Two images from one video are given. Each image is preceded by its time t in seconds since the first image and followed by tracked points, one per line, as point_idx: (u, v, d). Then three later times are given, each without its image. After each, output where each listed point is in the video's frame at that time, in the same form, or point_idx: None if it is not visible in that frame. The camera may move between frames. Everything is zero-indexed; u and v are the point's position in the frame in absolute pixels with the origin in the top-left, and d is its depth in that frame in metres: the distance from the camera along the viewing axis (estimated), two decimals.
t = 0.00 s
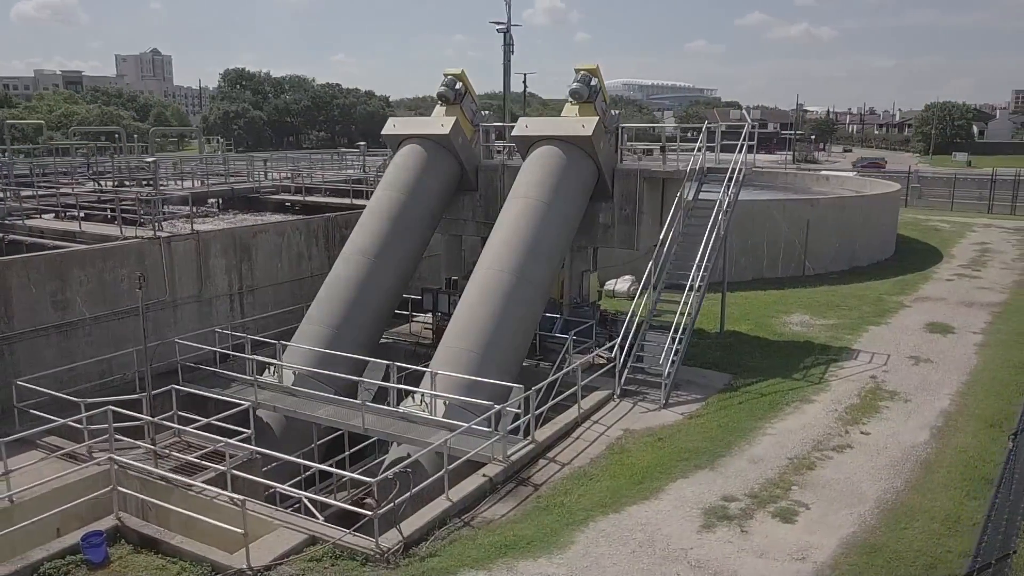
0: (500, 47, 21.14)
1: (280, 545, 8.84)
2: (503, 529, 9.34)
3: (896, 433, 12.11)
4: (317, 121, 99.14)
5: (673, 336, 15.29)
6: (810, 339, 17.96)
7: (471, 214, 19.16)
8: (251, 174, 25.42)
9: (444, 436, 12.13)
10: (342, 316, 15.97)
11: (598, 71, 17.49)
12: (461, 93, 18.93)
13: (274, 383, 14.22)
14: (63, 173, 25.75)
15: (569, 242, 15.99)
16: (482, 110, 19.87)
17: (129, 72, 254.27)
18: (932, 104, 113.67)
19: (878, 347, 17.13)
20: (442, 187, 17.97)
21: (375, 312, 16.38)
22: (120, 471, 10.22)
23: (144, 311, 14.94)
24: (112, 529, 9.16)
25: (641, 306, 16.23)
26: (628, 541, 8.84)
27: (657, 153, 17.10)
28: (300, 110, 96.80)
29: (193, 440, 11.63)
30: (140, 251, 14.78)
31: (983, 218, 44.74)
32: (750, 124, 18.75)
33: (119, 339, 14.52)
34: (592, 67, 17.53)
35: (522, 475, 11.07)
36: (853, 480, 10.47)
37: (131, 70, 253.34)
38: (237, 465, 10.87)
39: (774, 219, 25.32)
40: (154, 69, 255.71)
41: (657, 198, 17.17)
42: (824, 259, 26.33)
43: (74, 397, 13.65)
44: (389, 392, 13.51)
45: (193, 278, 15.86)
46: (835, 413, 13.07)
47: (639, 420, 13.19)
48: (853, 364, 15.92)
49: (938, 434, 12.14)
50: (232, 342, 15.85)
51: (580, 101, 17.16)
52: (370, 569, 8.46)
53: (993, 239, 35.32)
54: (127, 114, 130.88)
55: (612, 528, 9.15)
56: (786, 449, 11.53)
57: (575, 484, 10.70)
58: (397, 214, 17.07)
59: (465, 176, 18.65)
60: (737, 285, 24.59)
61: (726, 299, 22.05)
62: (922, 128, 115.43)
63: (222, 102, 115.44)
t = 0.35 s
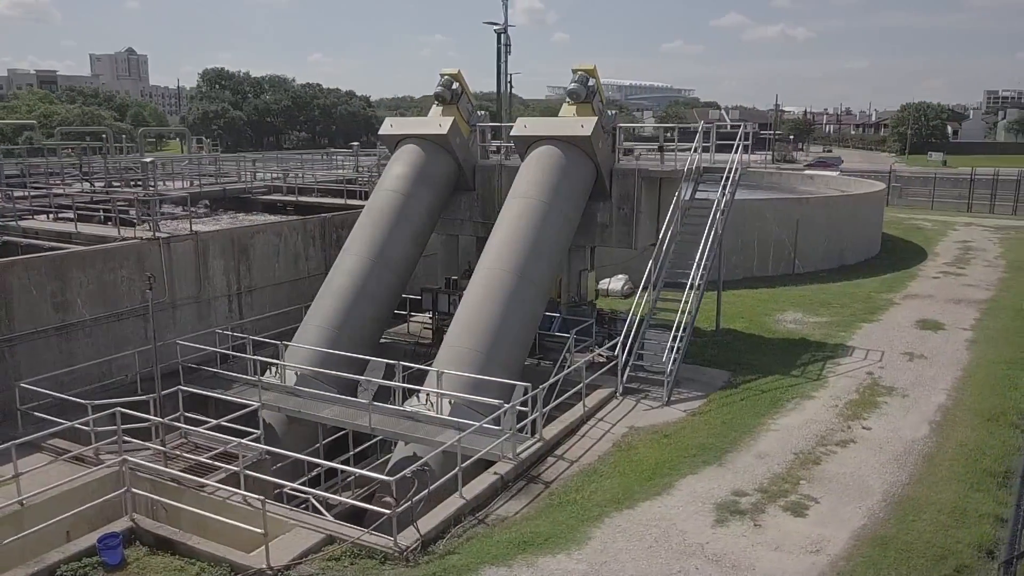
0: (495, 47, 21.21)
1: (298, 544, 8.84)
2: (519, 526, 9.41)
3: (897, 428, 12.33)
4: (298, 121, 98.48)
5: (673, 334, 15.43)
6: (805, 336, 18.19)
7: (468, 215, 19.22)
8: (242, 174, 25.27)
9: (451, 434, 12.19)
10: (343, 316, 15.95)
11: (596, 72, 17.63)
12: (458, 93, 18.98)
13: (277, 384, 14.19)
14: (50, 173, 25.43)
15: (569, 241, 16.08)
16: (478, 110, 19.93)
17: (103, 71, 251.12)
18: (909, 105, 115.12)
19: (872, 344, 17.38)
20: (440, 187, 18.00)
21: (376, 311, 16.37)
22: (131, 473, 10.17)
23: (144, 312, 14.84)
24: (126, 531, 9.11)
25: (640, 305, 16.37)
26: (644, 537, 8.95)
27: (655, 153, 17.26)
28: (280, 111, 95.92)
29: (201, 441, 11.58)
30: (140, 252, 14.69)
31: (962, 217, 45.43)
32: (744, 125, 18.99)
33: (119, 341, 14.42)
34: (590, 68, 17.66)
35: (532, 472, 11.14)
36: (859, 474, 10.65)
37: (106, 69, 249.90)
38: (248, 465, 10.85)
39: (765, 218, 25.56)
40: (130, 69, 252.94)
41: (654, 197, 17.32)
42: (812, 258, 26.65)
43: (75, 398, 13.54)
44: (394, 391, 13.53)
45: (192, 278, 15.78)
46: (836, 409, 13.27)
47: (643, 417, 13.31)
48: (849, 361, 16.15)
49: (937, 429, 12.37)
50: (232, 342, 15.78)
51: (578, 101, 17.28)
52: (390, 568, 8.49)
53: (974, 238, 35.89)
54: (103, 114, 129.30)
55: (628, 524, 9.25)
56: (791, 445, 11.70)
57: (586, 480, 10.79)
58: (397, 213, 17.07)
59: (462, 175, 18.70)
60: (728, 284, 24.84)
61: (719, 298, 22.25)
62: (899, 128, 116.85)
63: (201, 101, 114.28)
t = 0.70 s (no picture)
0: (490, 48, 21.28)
1: (316, 544, 8.85)
2: (534, 524, 9.48)
3: (898, 424, 12.54)
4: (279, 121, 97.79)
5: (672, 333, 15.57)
6: (800, 334, 18.41)
7: (465, 215, 19.29)
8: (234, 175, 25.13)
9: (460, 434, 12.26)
10: (344, 316, 15.93)
11: (594, 73, 17.74)
12: (455, 94, 19.01)
13: (281, 385, 14.17)
14: (39, 173, 25.16)
15: (569, 240, 16.19)
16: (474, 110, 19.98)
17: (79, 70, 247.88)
18: (886, 105, 116.47)
19: (866, 341, 17.63)
20: (438, 187, 18.04)
21: (376, 312, 16.37)
22: (143, 476, 10.14)
23: (144, 314, 14.75)
24: (142, 534, 9.09)
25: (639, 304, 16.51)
26: (659, 532, 9.05)
27: (652, 153, 17.40)
28: (260, 111, 95.02)
29: (210, 443, 11.55)
30: (140, 253, 14.60)
31: (944, 216, 46.08)
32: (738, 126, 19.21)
33: (120, 343, 14.32)
34: (587, 68, 17.77)
35: (542, 470, 11.21)
36: (865, 469, 10.84)
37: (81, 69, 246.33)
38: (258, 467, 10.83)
39: (755, 218, 25.83)
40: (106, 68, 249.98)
41: (651, 198, 17.48)
42: (801, 257, 26.96)
43: (76, 401, 13.44)
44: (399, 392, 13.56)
45: (191, 280, 15.70)
46: (836, 405, 13.47)
47: (647, 415, 13.44)
48: (845, 358, 16.37)
49: (936, 424, 12.59)
50: (233, 344, 15.73)
51: (576, 102, 17.38)
52: (409, 566, 8.52)
53: (956, 236, 36.44)
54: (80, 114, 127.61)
55: (642, 520, 9.36)
56: (795, 441, 11.87)
57: (596, 478, 10.88)
58: (396, 214, 17.08)
59: (460, 176, 18.75)
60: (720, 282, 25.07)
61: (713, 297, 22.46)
62: (877, 128, 118.25)
63: (180, 101, 113.29)
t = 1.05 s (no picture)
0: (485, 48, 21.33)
1: (335, 543, 8.86)
2: (550, 521, 9.57)
3: (898, 419, 12.78)
4: (259, 121, 97.04)
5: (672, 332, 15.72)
6: (794, 332, 18.65)
7: (462, 215, 19.36)
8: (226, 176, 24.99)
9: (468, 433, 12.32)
10: (346, 317, 15.92)
11: (591, 74, 17.86)
12: (452, 94, 19.05)
13: (284, 386, 14.15)
14: (25, 173, 24.84)
15: (570, 240, 16.29)
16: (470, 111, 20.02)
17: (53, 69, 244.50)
18: (864, 105, 117.83)
19: (860, 338, 17.90)
20: (437, 187, 18.06)
21: (378, 312, 16.37)
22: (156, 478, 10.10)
23: (144, 315, 14.66)
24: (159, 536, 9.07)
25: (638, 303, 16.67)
26: (675, 528, 9.18)
27: (649, 154, 17.57)
28: (240, 111, 94.17)
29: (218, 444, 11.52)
30: (140, 254, 14.50)
31: (926, 215, 46.70)
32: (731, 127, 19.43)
33: (120, 345, 14.23)
34: (585, 69, 17.88)
35: (552, 468, 11.30)
36: (870, 464, 11.04)
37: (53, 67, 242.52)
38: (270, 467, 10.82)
39: (745, 217, 26.08)
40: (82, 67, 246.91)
41: (648, 197, 17.64)
42: (790, 255, 27.27)
43: (77, 403, 13.34)
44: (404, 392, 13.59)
45: (190, 281, 15.61)
46: (836, 402, 13.68)
47: (651, 412, 13.58)
48: (841, 355, 16.61)
49: (935, 419, 12.84)
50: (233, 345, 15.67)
51: (574, 102, 17.49)
52: (430, 564, 8.56)
53: (939, 235, 37.00)
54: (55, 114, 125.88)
55: (657, 516, 9.48)
56: (799, 436, 12.06)
57: (606, 475, 10.99)
58: (396, 214, 17.10)
59: (457, 176, 18.79)
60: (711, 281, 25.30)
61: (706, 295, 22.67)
62: (855, 127, 119.56)
63: (158, 101, 112.14)
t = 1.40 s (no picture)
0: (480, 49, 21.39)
1: (354, 543, 8.89)
2: (565, 518, 9.66)
3: (898, 415, 13.00)
4: (240, 121, 96.24)
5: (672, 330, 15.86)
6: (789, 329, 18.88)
7: (460, 215, 19.40)
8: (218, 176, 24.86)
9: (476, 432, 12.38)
10: (347, 318, 15.92)
11: (588, 75, 17.98)
12: (448, 94, 19.09)
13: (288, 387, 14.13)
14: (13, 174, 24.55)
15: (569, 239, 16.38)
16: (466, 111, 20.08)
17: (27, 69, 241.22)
18: (843, 105, 119.08)
19: (854, 335, 18.16)
20: (435, 188, 18.10)
21: (378, 313, 16.39)
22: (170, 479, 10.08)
23: (145, 317, 14.58)
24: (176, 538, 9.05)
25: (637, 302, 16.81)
26: (689, 523, 9.31)
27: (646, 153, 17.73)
28: (220, 111, 93.24)
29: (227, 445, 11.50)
30: (140, 255, 14.41)
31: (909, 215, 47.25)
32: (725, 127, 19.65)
33: (122, 347, 14.15)
34: (582, 70, 18.01)
35: (561, 466, 11.39)
36: (874, 458, 11.23)
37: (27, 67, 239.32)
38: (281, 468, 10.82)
39: (735, 216, 26.35)
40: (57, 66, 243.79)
41: (645, 197, 17.80)
42: (780, 254, 27.57)
43: (79, 406, 13.25)
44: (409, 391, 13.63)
45: (190, 282, 15.54)
46: (836, 398, 13.89)
47: (654, 410, 13.71)
48: (837, 352, 16.84)
49: (933, 414, 13.08)
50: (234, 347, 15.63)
51: (571, 103, 17.60)
52: (449, 562, 8.62)
53: (923, 234, 37.52)
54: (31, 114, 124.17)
55: (671, 512, 9.60)
56: (803, 432, 12.25)
57: (617, 472, 11.10)
58: (395, 215, 17.12)
59: (455, 176, 18.84)
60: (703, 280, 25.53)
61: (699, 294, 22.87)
62: (834, 128, 120.79)
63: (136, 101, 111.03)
